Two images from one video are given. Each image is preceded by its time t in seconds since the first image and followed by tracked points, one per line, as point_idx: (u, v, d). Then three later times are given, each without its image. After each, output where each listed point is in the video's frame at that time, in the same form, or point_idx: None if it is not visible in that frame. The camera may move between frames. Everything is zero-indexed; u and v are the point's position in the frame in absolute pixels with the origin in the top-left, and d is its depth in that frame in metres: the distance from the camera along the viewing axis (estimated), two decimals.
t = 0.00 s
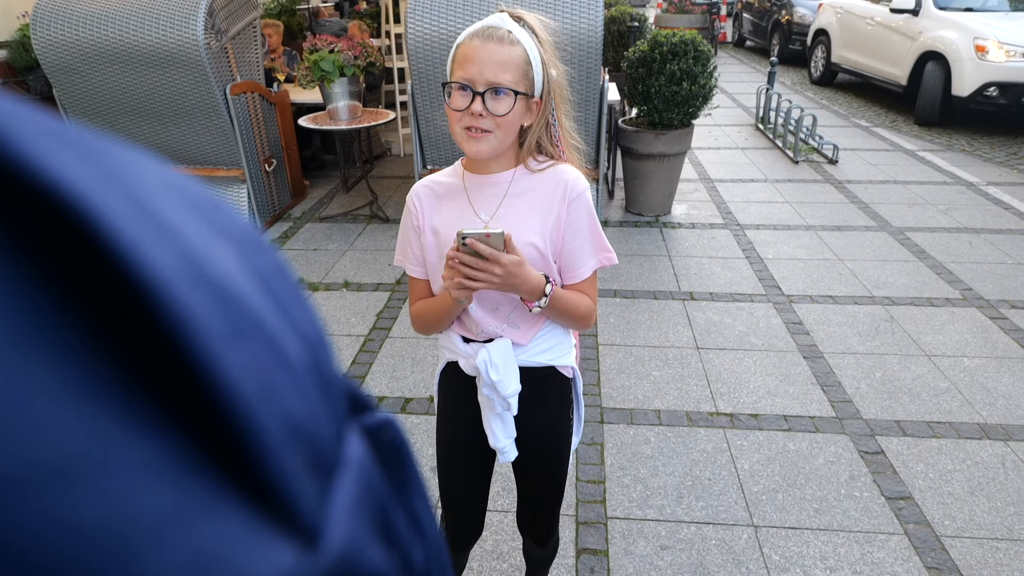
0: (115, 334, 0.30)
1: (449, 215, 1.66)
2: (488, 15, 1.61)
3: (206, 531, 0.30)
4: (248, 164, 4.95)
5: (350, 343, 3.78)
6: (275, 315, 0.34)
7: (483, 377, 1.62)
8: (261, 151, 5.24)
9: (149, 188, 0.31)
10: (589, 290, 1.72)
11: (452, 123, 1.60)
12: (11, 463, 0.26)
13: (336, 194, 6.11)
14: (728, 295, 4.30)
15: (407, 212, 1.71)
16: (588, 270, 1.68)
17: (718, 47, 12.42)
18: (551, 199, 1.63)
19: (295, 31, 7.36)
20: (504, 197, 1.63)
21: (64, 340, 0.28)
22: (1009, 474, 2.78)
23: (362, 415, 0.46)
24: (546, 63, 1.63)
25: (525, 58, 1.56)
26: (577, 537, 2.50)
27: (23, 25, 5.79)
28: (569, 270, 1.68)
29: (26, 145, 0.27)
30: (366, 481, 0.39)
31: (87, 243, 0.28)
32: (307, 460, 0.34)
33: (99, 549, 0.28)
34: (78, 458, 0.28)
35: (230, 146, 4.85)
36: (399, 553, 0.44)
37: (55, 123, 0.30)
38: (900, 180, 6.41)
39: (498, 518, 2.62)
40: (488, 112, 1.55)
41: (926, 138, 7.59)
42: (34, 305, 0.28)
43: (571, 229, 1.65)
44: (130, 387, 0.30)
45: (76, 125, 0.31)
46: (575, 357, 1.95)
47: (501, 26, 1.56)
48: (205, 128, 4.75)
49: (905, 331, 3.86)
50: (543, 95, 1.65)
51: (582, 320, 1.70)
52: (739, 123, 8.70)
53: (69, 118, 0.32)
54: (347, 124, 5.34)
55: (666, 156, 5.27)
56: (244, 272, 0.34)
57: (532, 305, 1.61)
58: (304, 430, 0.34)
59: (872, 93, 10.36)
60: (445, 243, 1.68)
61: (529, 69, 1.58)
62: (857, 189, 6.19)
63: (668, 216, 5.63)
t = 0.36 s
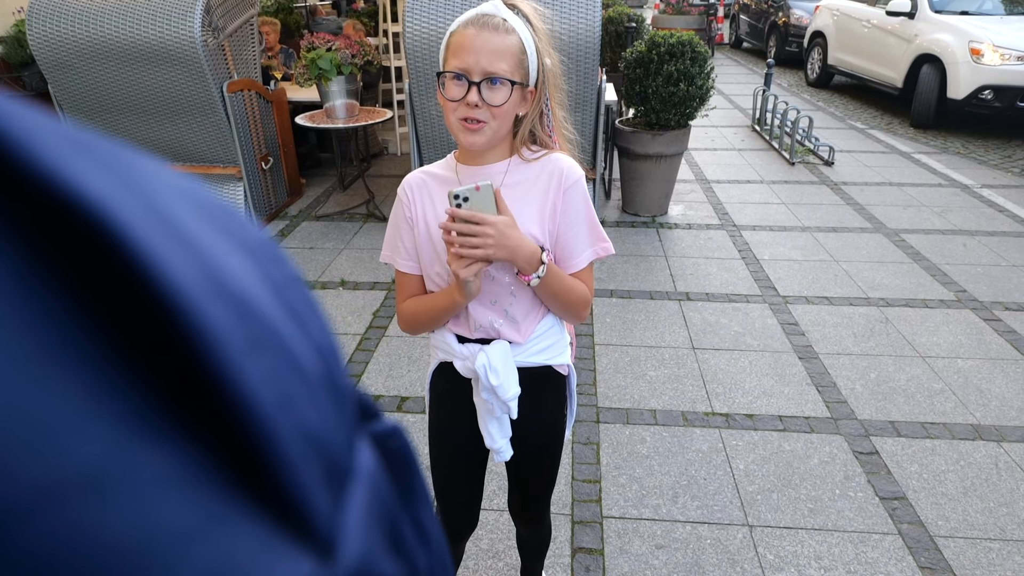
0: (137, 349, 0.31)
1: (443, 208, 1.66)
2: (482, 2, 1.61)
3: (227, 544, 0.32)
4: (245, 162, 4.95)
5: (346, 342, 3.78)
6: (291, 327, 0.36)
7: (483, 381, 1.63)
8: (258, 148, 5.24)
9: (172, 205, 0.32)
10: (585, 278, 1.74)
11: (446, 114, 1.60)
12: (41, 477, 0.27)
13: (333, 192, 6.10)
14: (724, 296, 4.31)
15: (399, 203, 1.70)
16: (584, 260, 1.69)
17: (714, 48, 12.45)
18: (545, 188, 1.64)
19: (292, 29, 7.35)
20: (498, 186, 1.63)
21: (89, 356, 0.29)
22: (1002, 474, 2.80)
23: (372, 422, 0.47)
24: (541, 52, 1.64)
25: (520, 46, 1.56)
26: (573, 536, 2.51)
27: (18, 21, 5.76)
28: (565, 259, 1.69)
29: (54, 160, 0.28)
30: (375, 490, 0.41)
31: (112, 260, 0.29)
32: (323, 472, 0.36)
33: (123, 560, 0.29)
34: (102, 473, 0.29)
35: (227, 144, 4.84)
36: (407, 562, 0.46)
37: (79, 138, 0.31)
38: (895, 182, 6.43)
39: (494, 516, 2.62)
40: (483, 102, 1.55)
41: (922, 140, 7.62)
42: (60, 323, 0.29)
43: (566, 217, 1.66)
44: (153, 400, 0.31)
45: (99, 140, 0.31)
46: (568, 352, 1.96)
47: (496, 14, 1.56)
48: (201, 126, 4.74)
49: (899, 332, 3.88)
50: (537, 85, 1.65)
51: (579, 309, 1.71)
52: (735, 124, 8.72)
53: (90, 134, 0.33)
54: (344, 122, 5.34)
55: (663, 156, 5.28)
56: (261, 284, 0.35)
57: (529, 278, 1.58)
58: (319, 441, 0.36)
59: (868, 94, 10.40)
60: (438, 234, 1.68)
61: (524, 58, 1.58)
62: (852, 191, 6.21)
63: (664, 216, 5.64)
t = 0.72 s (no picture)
0: (154, 368, 0.32)
1: (433, 207, 1.65)
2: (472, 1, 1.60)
3: (236, 561, 0.34)
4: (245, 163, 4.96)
5: (344, 341, 3.78)
6: (301, 345, 0.37)
7: (478, 388, 1.63)
8: (257, 147, 5.24)
9: (190, 227, 0.34)
10: (579, 280, 1.74)
11: (437, 113, 1.59)
12: (57, 496, 0.29)
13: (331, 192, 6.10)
14: (723, 297, 4.31)
15: (390, 204, 1.70)
16: (577, 262, 1.69)
17: (714, 50, 12.45)
18: (537, 188, 1.64)
19: (291, 28, 7.34)
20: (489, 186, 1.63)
21: (107, 376, 0.31)
22: (1000, 477, 2.80)
23: (378, 431, 0.49)
24: (532, 51, 1.63)
25: (511, 45, 1.55)
26: (570, 537, 2.51)
27: (18, 19, 5.75)
28: (556, 259, 1.69)
29: (77, 188, 0.29)
30: (377, 503, 0.43)
31: (131, 284, 0.30)
32: (331, 490, 0.38)
33: None
34: (116, 492, 0.30)
35: (226, 144, 4.83)
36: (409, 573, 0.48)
37: (99, 160, 0.32)
38: (894, 184, 6.45)
39: (492, 516, 2.62)
40: (474, 100, 1.54)
41: (920, 143, 7.63)
42: (78, 345, 0.30)
43: (558, 218, 1.66)
44: (168, 417, 0.32)
45: (120, 163, 0.33)
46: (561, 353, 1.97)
47: (485, 12, 1.56)
48: (201, 125, 4.73)
49: (897, 334, 3.89)
50: (528, 84, 1.65)
51: (572, 311, 1.71)
52: (734, 125, 8.73)
53: (111, 152, 0.34)
54: (344, 122, 5.34)
55: (661, 157, 5.29)
56: (274, 303, 0.36)
57: (520, 270, 1.57)
58: (325, 457, 0.38)
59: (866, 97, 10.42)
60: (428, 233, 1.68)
61: (515, 57, 1.57)
62: (851, 193, 6.22)
63: (663, 218, 5.65)
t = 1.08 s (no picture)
0: (153, 369, 0.32)
1: (428, 209, 1.64)
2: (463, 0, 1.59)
3: (238, 562, 0.34)
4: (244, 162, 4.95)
5: (343, 340, 3.78)
6: (300, 343, 0.37)
7: (478, 389, 1.62)
8: (256, 147, 5.23)
9: (192, 229, 0.33)
10: (575, 284, 1.74)
11: (430, 113, 1.57)
12: (64, 500, 0.29)
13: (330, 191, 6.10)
14: (722, 297, 4.32)
15: (385, 205, 1.70)
16: (574, 266, 1.70)
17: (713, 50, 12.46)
18: (537, 192, 1.63)
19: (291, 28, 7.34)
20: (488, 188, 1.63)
21: (107, 378, 0.30)
22: (999, 477, 2.80)
23: (377, 431, 0.49)
24: (525, 50, 1.62)
25: (504, 43, 1.54)
26: (569, 537, 2.51)
27: (17, 18, 5.75)
28: (554, 264, 1.69)
29: (79, 188, 0.29)
30: (374, 504, 0.44)
31: (132, 286, 0.30)
32: (332, 490, 0.39)
33: None
34: (121, 496, 0.30)
35: (225, 143, 4.83)
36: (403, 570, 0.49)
37: (99, 161, 0.31)
38: (893, 184, 6.45)
39: (491, 516, 2.62)
40: (469, 99, 1.52)
41: (919, 143, 7.64)
42: (82, 344, 0.30)
43: (556, 223, 1.66)
44: (168, 419, 0.32)
45: (119, 162, 0.32)
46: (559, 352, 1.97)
47: (476, 11, 1.55)
48: (199, 124, 4.73)
49: (897, 334, 3.89)
50: (523, 83, 1.63)
51: (568, 315, 1.71)
52: (734, 125, 8.73)
53: (113, 151, 0.34)
54: (343, 122, 5.34)
55: (661, 157, 5.28)
56: (272, 300, 0.36)
57: (517, 278, 1.56)
58: (324, 457, 0.38)
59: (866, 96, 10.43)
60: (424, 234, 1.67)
61: (509, 55, 1.56)
62: (850, 193, 6.22)
63: (662, 218, 5.65)
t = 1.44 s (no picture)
0: (152, 366, 0.31)
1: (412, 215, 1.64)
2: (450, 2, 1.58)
3: (239, 561, 0.33)
4: (243, 163, 4.94)
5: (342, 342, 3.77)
6: (299, 339, 0.36)
7: (478, 397, 1.62)
8: (255, 148, 5.23)
9: (190, 225, 0.33)
10: (569, 283, 1.74)
11: (415, 115, 1.55)
12: (58, 499, 0.28)
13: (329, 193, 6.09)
14: (721, 297, 4.31)
15: (370, 211, 1.70)
16: (567, 265, 1.69)
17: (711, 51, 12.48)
18: (522, 197, 1.63)
19: (289, 30, 7.35)
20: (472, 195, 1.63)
21: (105, 375, 0.30)
22: (999, 477, 2.80)
23: (376, 430, 0.49)
24: (513, 54, 1.61)
25: (491, 44, 1.53)
26: (569, 538, 2.50)
27: (15, 20, 5.75)
28: (544, 265, 1.69)
29: (75, 182, 0.28)
30: (374, 503, 0.43)
31: (132, 282, 0.30)
32: (333, 487, 0.38)
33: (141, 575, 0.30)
34: (122, 491, 0.30)
35: (225, 145, 4.83)
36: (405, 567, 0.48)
37: (94, 155, 0.31)
38: (891, 184, 6.46)
39: (491, 518, 2.61)
40: (454, 99, 1.50)
41: (918, 143, 7.65)
42: (80, 340, 0.29)
43: (544, 224, 1.65)
44: (168, 416, 0.32)
45: (116, 159, 0.32)
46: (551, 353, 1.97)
47: (463, 12, 1.54)
48: (198, 126, 4.74)
49: (896, 334, 3.89)
50: (511, 87, 1.63)
51: (566, 315, 1.71)
52: (732, 126, 8.74)
53: (109, 148, 0.33)
54: (341, 123, 5.33)
55: (659, 158, 5.28)
56: (271, 297, 0.36)
57: (507, 286, 1.57)
58: (327, 455, 0.37)
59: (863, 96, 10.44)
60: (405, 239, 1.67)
61: (496, 57, 1.54)
62: (849, 193, 6.23)
63: (661, 219, 5.65)
